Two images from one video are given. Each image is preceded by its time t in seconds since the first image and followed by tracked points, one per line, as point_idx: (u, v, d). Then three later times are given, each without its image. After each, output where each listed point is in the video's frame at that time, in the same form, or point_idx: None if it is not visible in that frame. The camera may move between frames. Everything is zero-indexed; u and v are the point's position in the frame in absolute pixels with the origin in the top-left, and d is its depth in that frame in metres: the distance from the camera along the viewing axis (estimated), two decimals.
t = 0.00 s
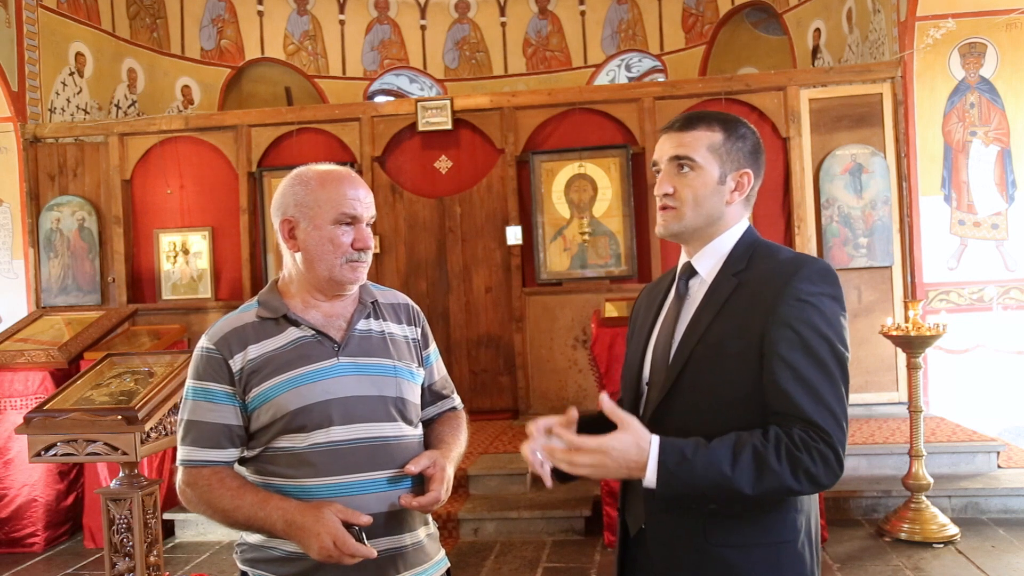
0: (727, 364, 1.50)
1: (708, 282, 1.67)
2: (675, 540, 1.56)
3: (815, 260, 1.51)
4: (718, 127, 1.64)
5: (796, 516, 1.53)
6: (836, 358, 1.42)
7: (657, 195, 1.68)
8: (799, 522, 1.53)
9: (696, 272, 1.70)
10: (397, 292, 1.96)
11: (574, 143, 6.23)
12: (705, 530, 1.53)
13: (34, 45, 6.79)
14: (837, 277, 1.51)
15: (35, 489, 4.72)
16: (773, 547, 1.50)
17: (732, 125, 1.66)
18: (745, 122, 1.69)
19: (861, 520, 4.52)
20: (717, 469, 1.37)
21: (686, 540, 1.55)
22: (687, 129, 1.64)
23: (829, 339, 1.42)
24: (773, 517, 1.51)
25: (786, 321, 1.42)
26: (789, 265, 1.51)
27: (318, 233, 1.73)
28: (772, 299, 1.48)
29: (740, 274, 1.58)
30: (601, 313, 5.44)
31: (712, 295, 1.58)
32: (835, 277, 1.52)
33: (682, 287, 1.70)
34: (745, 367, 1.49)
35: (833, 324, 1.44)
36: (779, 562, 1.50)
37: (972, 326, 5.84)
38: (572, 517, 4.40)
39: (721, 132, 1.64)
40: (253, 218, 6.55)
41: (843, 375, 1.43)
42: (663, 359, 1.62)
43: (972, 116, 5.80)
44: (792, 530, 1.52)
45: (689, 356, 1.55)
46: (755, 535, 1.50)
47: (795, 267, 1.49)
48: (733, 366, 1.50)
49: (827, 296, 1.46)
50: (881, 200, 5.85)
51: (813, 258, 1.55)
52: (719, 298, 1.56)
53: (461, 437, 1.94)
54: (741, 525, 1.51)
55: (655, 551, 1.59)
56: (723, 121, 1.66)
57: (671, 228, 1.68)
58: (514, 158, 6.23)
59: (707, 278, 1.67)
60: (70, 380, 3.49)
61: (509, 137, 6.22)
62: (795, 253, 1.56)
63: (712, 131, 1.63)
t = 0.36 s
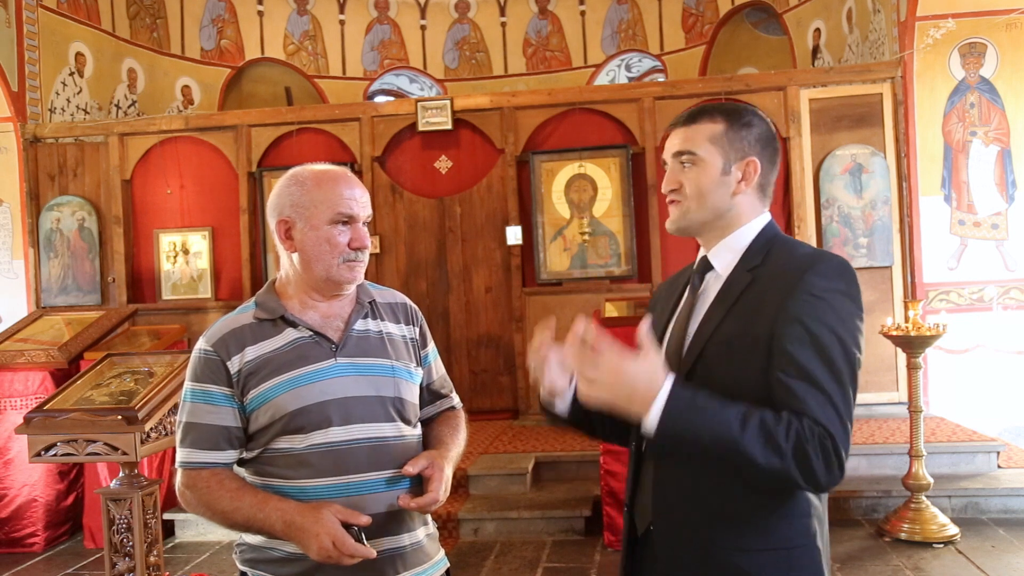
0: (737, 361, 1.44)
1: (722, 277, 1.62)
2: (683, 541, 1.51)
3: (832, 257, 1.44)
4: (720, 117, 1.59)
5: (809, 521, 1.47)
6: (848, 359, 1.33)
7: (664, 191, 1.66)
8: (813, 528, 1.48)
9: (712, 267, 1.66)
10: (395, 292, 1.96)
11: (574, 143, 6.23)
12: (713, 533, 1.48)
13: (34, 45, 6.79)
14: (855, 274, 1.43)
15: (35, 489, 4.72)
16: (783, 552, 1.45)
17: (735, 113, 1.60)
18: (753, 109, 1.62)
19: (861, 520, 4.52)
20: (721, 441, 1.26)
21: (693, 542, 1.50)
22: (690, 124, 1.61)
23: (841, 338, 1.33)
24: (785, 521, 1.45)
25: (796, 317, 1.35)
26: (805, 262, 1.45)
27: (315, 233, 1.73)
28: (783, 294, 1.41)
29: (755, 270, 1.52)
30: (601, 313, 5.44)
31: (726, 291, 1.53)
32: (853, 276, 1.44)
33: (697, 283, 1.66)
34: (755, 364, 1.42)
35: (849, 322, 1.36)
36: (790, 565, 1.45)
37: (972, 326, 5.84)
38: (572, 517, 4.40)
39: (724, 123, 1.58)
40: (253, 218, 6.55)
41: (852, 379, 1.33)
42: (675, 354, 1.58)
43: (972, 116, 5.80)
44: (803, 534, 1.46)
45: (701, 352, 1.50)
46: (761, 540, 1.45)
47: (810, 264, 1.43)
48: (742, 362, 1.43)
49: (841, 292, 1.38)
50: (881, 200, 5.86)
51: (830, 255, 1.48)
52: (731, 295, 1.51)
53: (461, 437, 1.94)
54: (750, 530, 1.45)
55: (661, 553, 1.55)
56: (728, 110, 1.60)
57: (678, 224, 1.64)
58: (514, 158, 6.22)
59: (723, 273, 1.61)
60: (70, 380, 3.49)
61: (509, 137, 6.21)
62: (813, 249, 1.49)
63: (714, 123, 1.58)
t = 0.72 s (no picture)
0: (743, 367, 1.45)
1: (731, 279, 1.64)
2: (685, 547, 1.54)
3: (836, 257, 1.41)
4: (707, 124, 1.57)
5: (812, 536, 1.44)
6: (855, 359, 1.32)
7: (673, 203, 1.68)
8: (815, 544, 1.44)
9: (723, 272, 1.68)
10: (395, 291, 1.96)
11: (574, 143, 6.23)
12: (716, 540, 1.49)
13: (34, 45, 6.79)
14: (861, 272, 1.40)
15: (35, 489, 4.72)
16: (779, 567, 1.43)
17: (721, 115, 1.57)
18: (746, 106, 1.58)
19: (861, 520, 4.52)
20: (724, 493, 1.36)
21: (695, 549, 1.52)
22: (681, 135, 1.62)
23: (844, 342, 1.32)
24: (785, 535, 1.43)
25: (795, 325, 1.34)
26: (805, 261, 1.43)
27: (313, 233, 1.73)
28: (782, 299, 1.40)
29: (758, 273, 1.51)
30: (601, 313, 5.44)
31: (730, 297, 1.53)
32: (861, 274, 1.41)
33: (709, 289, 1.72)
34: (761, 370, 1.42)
35: (852, 325, 1.34)
36: None
37: (972, 326, 5.84)
38: (572, 517, 4.40)
39: (711, 127, 1.57)
40: (253, 218, 6.55)
41: (867, 385, 1.32)
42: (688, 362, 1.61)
43: (972, 116, 5.80)
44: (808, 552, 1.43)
45: (706, 359, 1.52)
46: (763, 556, 1.44)
47: (809, 263, 1.41)
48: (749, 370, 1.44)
49: (845, 293, 1.36)
50: (881, 200, 5.86)
51: (837, 251, 1.45)
52: (735, 300, 1.52)
53: (461, 436, 1.94)
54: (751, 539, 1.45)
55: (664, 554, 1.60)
56: (716, 113, 1.58)
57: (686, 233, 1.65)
58: (514, 158, 6.22)
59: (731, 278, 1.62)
60: (70, 380, 3.49)
61: (509, 137, 6.21)
62: (817, 246, 1.46)
63: (701, 129, 1.58)
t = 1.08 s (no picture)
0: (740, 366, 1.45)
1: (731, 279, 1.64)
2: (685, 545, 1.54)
3: (828, 257, 1.40)
4: (698, 125, 1.57)
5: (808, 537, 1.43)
6: (843, 360, 1.31)
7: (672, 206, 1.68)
8: (812, 544, 1.43)
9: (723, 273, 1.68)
10: (396, 291, 1.96)
11: (574, 143, 6.23)
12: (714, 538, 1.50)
13: (34, 45, 6.79)
14: (855, 273, 1.39)
15: (35, 489, 4.72)
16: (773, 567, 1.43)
17: (712, 115, 1.56)
18: (737, 104, 1.57)
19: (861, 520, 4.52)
20: (713, 495, 1.36)
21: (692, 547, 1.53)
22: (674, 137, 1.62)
23: (834, 344, 1.31)
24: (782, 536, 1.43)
25: (785, 327, 1.34)
26: (798, 261, 1.42)
27: (314, 233, 1.73)
28: (773, 300, 1.40)
29: (753, 273, 1.50)
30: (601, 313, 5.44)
31: (727, 298, 1.53)
32: (854, 274, 1.40)
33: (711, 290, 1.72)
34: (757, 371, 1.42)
35: (842, 325, 1.33)
36: None
37: (972, 326, 5.84)
38: (572, 517, 4.40)
39: (702, 128, 1.56)
40: (253, 218, 6.55)
41: (858, 387, 1.31)
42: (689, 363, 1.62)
43: (972, 116, 5.80)
44: (806, 552, 1.43)
45: (704, 359, 1.53)
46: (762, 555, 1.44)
47: (800, 263, 1.40)
48: (745, 372, 1.44)
49: (835, 294, 1.36)
50: (880, 200, 5.86)
51: (831, 251, 1.44)
52: (730, 301, 1.52)
53: (462, 436, 1.94)
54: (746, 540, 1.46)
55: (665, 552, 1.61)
56: (707, 112, 1.57)
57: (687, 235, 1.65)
58: (514, 158, 6.22)
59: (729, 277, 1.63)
60: (70, 380, 3.49)
61: (509, 137, 6.21)
62: (811, 246, 1.45)
63: (693, 131, 1.58)
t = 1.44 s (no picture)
0: (724, 365, 1.45)
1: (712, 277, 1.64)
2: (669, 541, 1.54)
3: (812, 257, 1.41)
4: (685, 124, 1.57)
5: (790, 529, 1.44)
6: (827, 360, 1.33)
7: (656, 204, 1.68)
8: (791, 537, 1.44)
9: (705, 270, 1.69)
10: (396, 291, 1.96)
11: (574, 143, 6.23)
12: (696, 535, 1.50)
13: (34, 45, 6.79)
14: (837, 272, 1.40)
15: (35, 489, 4.72)
16: (753, 560, 1.43)
17: (699, 114, 1.57)
18: (722, 105, 1.58)
19: (861, 520, 4.52)
20: (701, 491, 1.36)
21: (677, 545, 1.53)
22: (661, 135, 1.62)
23: (819, 345, 1.32)
24: (764, 529, 1.43)
25: (771, 327, 1.35)
26: (781, 261, 1.42)
27: (314, 232, 1.73)
28: (759, 299, 1.40)
29: (736, 272, 1.51)
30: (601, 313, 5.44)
31: (710, 296, 1.53)
32: (836, 275, 1.41)
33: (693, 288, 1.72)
34: (740, 369, 1.43)
35: (826, 325, 1.34)
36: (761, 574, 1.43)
37: (972, 326, 5.84)
38: (572, 517, 4.40)
39: (689, 128, 1.57)
40: (253, 218, 6.55)
41: (840, 384, 1.33)
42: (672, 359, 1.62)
43: (972, 116, 5.81)
44: (789, 545, 1.44)
45: (688, 358, 1.52)
46: (744, 547, 1.44)
47: (785, 263, 1.40)
48: (728, 371, 1.44)
49: (820, 294, 1.37)
50: (881, 200, 5.85)
51: (813, 252, 1.45)
52: (713, 300, 1.52)
53: (462, 436, 1.94)
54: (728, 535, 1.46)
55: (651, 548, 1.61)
56: (694, 112, 1.58)
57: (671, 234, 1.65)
58: (514, 158, 6.23)
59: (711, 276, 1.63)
60: (70, 380, 3.49)
61: (509, 137, 6.21)
62: (793, 245, 1.46)
63: (680, 130, 1.58)
